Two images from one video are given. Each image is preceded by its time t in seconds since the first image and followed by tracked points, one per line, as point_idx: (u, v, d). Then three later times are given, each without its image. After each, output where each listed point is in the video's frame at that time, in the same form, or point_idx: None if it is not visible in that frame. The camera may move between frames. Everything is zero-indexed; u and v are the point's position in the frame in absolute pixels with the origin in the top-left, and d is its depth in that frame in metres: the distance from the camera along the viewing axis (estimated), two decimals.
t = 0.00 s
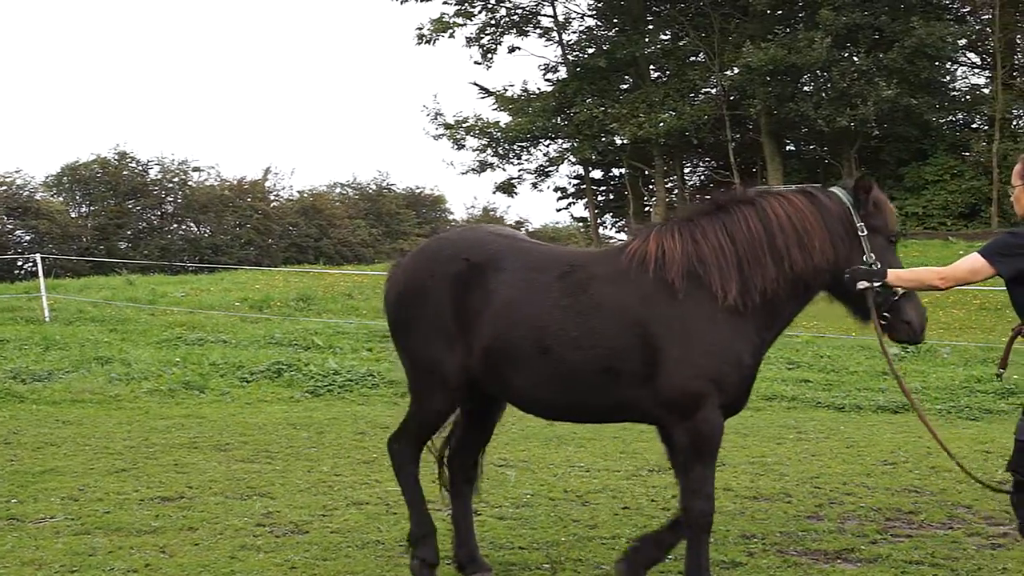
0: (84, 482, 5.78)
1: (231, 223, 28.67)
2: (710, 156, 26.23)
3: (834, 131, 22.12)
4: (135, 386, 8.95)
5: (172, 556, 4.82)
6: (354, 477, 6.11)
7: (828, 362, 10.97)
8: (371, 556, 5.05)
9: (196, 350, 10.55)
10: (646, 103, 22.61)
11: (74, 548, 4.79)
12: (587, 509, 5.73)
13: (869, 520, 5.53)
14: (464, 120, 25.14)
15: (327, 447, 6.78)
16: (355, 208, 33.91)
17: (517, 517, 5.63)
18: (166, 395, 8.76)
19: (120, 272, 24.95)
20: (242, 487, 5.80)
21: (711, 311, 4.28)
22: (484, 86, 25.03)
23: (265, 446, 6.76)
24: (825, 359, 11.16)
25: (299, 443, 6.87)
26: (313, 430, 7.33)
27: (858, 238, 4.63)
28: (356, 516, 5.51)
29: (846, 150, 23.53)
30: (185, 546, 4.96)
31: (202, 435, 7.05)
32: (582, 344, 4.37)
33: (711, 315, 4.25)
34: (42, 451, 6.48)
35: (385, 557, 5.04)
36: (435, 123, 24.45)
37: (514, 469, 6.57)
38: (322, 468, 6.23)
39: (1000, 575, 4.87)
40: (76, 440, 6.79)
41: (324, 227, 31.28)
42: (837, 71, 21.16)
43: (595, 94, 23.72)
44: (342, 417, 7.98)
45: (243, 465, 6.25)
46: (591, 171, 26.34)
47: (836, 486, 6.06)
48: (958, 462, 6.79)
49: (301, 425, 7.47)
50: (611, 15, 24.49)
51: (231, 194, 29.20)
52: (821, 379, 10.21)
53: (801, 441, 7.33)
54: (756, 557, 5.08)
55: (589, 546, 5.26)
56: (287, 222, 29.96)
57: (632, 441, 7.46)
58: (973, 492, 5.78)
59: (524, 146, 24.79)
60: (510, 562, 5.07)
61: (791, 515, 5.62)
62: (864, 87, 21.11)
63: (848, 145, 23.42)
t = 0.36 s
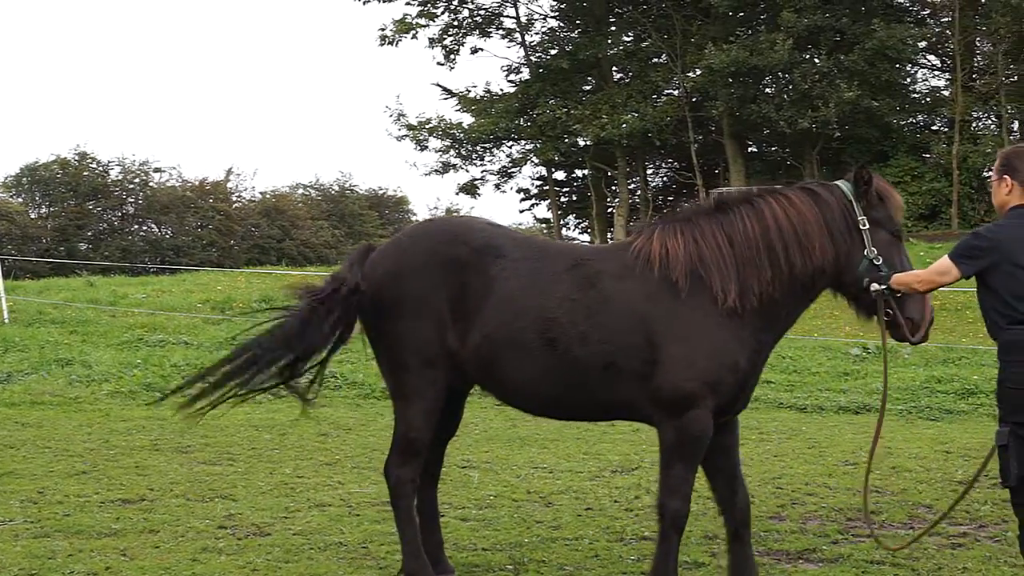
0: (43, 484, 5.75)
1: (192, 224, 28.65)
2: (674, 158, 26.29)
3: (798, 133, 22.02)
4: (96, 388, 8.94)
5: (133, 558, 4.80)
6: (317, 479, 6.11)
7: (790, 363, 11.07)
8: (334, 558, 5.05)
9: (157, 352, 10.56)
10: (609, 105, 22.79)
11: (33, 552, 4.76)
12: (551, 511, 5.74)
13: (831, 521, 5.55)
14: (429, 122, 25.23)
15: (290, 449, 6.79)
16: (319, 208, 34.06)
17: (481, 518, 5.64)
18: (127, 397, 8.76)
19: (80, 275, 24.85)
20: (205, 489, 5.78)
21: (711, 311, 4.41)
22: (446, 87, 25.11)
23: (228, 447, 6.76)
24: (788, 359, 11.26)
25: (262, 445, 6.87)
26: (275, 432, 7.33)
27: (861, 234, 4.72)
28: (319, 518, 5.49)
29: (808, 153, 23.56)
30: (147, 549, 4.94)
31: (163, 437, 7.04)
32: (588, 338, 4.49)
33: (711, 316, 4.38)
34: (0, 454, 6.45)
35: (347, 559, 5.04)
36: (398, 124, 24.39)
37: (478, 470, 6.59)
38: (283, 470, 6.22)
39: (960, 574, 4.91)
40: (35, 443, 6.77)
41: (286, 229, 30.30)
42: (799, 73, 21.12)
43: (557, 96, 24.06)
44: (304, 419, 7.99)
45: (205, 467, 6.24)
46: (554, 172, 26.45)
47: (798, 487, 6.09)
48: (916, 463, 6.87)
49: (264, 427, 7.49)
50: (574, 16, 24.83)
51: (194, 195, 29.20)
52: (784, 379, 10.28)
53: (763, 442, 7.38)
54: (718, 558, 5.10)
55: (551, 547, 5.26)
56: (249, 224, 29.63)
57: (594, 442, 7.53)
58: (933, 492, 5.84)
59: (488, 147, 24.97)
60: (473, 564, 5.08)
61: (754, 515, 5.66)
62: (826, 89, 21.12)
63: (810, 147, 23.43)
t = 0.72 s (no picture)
0: (2, 487, 5.71)
1: (156, 225, 27.65)
2: (638, 159, 26.86)
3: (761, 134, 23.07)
4: (58, 390, 8.90)
5: (95, 561, 4.77)
6: (281, 480, 6.11)
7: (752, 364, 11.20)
8: (299, 559, 5.04)
9: (121, 353, 10.56)
10: (574, 105, 23.38)
11: None
12: (516, 512, 5.74)
13: (795, 521, 5.58)
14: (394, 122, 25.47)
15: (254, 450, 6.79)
16: (282, 209, 33.93)
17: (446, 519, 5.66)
18: (90, 398, 8.74)
19: (43, 274, 24.47)
20: (168, 492, 5.76)
21: (705, 316, 4.56)
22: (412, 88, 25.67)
23: (192, 449, 6.76)
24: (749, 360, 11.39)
25: (226, 446, 6.87)
26: (240, 433, 7.34)
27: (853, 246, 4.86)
28: (282, 519, 5.49)
29: (772, 153, 24.63)
30: (110, 551, 4.91)
31: (126, 438, 7.02)
32: (584, 340, 4.59)
33: (706, 320, 4.54)
34: None
35: (312, 561, 5.04)
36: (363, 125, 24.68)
37: (442, 471, 6.60)
38: (248, 472, 6.21)
39: (922, 574, 4.94)
40: None
41: (249, 230, 30.26)
42: (763, 75, 22.26)
43: (523, 96, 24.55)
44: (269, 420, 8.03)
45: (169, 469, 6.23)
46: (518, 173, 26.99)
47: (762, 487, 6.12)
48: (878, 462, 6.95)
49: (228, 428, 7.49)
50: (538, 17, 25.40)
51: (157, 197, 28.16)
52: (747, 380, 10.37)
53: (725, 442, 7.45)
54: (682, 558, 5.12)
55: (515, 547, 5.28)
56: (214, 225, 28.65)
57: (559, 443, 7.62)
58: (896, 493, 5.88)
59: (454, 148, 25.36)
60: (438, 565, 5.10)
61: (718, 516, 5.68)
62: (789, 90, 22.15)
63: (774, 148, 24.51)
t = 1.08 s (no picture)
0: None
1: (118, 226, 27.29)
2: (602, 161, 27.70)
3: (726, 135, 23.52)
4: (19, 392, 8.86)
5: (57, 563, 4.75)
6: (245, 482, 6.11)
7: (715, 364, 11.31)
8: (262, 561, 5.04)
9: (83, 354, 10.55)
10: (539, 107, 23.94)
11: None
12: (481, 513, 5.74)
13: (760, 521, 5.59)
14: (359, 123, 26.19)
15: (218, 451, 6.80)
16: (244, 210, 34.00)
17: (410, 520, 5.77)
18: (52, 401, 8.72)
19: (5, 274, 24.09)
20: (132, 493, 5.75)
21: (694, 332, 4.66)
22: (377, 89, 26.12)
23: (155, 450, 6.75)
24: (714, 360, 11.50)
25: (190, 448, 6.85)
26: (204, 434, 7.33)
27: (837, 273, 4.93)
28: (247, 521, 5.49)
29: (736, 155, 25.37)
30: (72, 553, 4.89)
31: (88, 440, 7.00)
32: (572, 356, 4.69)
33: (695, 336, 4.64)
34: None
35: (275, 563, 5.04)
36: (326, 124, 25.55)
37: (406, 471, 6.62)
38: (212, 473, 6.20)
39: (886, 574, 4.95)
40: None
41: (213, 231, 29.77)
42: (727, 77, 22.73)
43: (487, 97, 25.24)
44: (233, 421, 8.03)
45: (132, 470, 6.22)
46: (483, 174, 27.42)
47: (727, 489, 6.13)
48: (841, 463, 7.00)
49: (192, 430, 7.49)
50: (502, 18, 25.97)
51: (120, 197, 27.85)
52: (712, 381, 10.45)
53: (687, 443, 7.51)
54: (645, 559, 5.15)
55: (480, 548, 5.29)
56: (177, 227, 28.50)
57: (525, 444, 7.70)
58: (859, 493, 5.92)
59: (418, 149, 25.98)
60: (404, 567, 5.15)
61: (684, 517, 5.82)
62: (753, 92, 22.65)
63: (738, 151, 25.29)
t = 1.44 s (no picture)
0: None
1: (81, 227, 27.14)
2: (568, 161, 28.33)
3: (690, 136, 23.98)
4: None
5: (19, 566, 4.72)
6: (209, 484, 6.11)
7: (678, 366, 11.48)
8: (226, 564, 5.05)
9: (46, 356, 10.56)
10: (503, 108, 24.65)
11: None
12: (446, 514, 5.75)
13: (724, 521, 5.62)
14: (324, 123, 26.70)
15: (181, 453, 6.80)
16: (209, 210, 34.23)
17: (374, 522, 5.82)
18: (15, 402, 8.71)
19: None
20: (94, 496, 5.73)
21: (669, 326, 4.68)
22: (342, 90, 26.67)
23: (118, 452, 6.74)
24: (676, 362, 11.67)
25: (153, 450, 6.85)
26: (167, 436, 7.34)
27: (808, 263, 4.98)
28: (211, 523, 5.49)
29: (702, 157, 25.83)
30: (33, 556, 4.85)
31: (50, 442, 6.98)
32: (546, 351, 4.68)
33: (671, 330, 4.66)
34: None
35: (239, 565, 5.06)
36: (291, 126, 25.96)
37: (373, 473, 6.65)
38: (175, 475, 6.20)
39: (849, 573, 4.97)
40: None
41: (177, 232, 30.22)
42: (691, 78, 23.12)
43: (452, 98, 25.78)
44: (197, 423, 8.06)
45: (95, 472, 6.19)
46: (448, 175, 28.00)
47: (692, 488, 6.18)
48: (804, 463, 7.07)
49: (156, 432, 7.50)
50: (467, 20, 26.72)
51: (83, 198, 27.67)
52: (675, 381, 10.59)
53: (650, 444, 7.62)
54: (612, 559, 5.18)
55: (446, 549, 5.29)
56: (140, 228, 28.82)
57: (490, 446, 7.77)
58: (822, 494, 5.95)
59: (384, 150, 26.54)
60: (369, 568, 5.17)
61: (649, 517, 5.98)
62: (718, 94, 23.08)
63: (703, 152, 25.77)
